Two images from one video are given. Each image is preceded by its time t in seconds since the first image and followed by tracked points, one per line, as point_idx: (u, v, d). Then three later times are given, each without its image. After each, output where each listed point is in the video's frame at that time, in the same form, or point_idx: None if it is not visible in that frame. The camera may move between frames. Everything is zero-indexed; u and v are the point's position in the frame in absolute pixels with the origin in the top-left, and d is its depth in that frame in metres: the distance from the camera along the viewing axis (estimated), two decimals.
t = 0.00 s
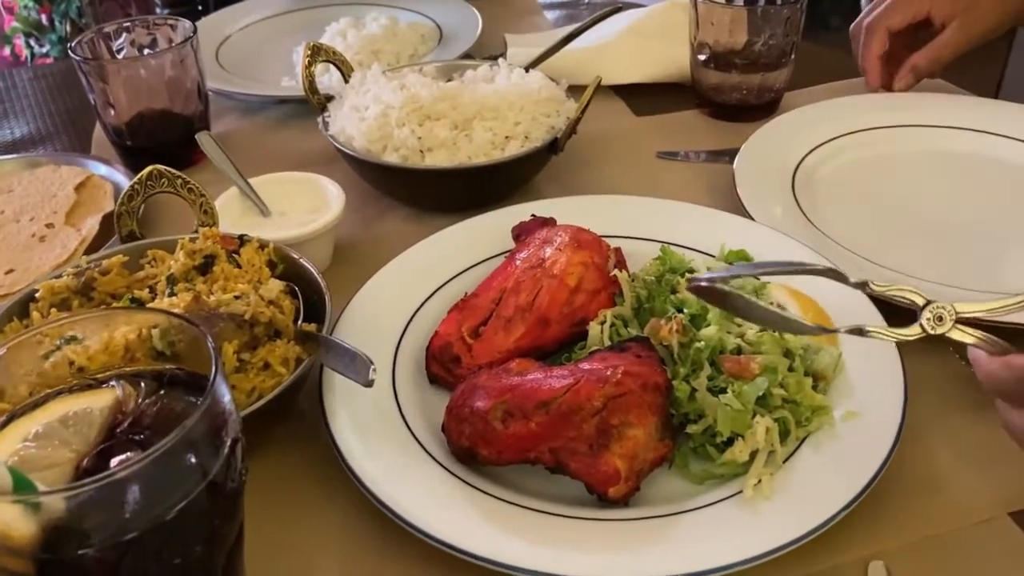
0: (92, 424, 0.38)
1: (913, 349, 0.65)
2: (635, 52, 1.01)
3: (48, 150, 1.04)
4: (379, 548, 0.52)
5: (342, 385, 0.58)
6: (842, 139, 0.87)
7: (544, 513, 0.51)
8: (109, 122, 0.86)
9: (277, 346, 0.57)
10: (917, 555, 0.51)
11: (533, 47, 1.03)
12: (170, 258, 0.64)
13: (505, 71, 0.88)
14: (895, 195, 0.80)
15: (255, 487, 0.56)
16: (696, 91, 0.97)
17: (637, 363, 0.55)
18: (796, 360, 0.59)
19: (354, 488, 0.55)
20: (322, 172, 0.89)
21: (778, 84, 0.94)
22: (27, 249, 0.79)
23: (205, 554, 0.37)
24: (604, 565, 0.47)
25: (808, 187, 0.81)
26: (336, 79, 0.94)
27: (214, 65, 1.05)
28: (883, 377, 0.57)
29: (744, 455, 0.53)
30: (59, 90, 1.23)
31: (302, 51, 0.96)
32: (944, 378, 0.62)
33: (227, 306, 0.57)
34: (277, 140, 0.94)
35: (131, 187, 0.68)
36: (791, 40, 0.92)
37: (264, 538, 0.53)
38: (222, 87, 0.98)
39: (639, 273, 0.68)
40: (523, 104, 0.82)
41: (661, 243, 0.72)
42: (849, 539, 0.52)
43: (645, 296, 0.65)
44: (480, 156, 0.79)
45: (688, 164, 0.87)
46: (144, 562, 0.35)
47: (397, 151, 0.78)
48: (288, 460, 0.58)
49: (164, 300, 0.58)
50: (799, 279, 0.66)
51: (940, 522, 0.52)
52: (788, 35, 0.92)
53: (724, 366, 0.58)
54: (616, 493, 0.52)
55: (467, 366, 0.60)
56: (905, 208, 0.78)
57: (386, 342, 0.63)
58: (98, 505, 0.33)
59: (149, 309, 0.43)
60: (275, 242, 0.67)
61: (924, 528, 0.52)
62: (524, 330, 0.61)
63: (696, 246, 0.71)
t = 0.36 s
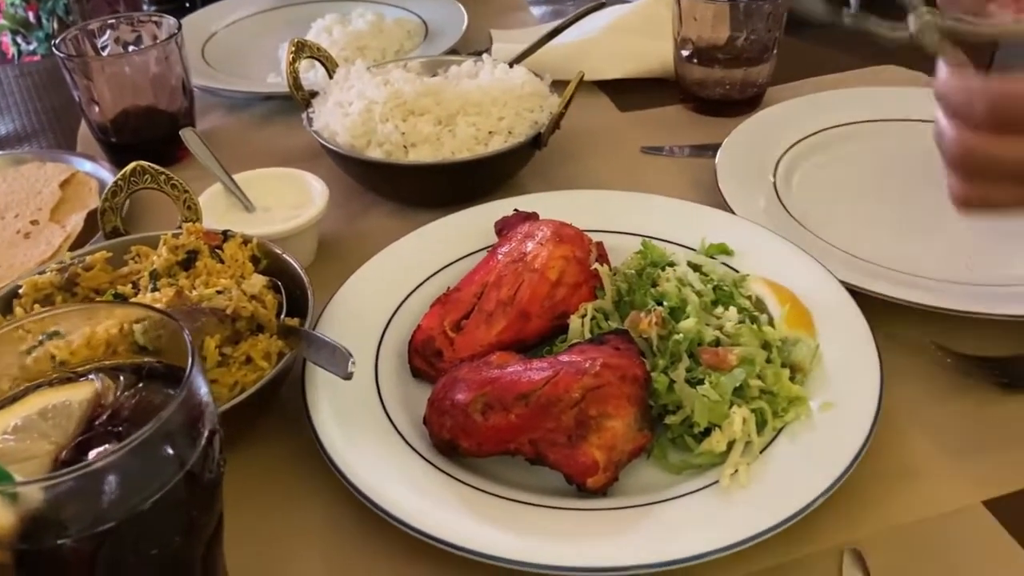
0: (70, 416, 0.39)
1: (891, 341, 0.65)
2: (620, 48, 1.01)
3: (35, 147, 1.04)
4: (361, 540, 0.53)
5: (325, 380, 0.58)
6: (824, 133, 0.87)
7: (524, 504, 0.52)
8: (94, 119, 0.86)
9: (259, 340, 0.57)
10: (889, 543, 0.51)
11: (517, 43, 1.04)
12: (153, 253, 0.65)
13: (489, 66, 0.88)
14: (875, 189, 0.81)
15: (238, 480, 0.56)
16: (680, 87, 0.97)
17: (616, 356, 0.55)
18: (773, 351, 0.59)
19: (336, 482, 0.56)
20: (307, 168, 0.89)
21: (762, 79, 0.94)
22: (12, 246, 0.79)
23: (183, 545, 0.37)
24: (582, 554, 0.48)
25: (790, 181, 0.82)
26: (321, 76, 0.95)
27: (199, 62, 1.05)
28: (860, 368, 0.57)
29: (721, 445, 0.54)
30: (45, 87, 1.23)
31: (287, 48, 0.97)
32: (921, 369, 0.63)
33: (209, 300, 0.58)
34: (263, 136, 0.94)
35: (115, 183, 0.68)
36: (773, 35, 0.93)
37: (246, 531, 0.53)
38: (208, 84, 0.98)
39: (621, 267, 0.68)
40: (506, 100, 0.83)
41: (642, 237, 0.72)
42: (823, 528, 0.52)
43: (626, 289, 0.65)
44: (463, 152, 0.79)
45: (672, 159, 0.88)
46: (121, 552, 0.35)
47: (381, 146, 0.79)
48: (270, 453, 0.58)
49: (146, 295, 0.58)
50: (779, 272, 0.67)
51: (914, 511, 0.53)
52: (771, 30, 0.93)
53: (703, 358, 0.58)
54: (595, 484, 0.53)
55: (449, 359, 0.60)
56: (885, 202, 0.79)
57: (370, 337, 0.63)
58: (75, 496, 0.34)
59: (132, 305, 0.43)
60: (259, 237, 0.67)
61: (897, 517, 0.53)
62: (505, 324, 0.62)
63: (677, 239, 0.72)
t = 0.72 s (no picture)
0: (43, 417, 0.39)
1: (874, 340, 0.65)
2: (605, 48, 1.01)
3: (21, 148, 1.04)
4: (341, 541, 0.52)
5: (305, 380, 0.58)
6: (809, 132, 0.88)
7: (504, 503, 0.52)
8: (78, 119, 0.86)
9: (239, 340, 0.57)
10: (867, 541, 0.51)
11: (503, 43, 1.04)
12: (135, 254, 0.65)
13: (474, 66, 0.88)
14: (859, 187, 0.81)
15: (219, 481, 0.56)
16: (666, 86, 0.97)
17: (597, 355, 0.55)
18: (754, 350, 0.59)
19: (317, 482, 0.56)
20: (292, 169, 0.89)
21: (748, 79, 0.94)
22: None
23: (155, 545, 0.37)
24: (561, 552, 0.48)
25: (774, 180, 0.82)
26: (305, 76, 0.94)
27: (185, 63, 1.04)
28: (841, 365, 0.57)
29: (702, 444, 0.54)
30: (31, 88, 1.22)
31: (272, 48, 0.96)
32: (902, 368, 0.63)
33: (189, 301, 0.57)
34: (248, 137, 0.94)
35: (96, 184, 0.68)
36: (759, 35, 0.94)
37: (226, 531, 0.53)
38: (194, 85, 0.98)
39: (604, 266, 0.68)
40: (491, 99, 0.83)
41: (626, 236, 0.72)
42: (801, 527, 0.52)
43: (609, 288, 0.65)
44: (447, 151, 0.79)
45: (658, 159, 0.88)
46: (92, 553, 0.35)
47: (365, 146, 0.79)
48: (251, 454, 0.58)
49: (126, 296, 0.58)
50: (761, 271, 0.67)
51: (895, 508, 0.53)
52: (756, 29, 0.93)
53: (683, 357, 0.58)
54: (575, 483, 0.53)
55: (431, 359, 0.60)
56: (869, 200, 0.79)
57: (352, 336, 0.63)
58: (45, 496, 0.34)
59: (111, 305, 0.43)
60: (241, 237, 0.67)
61: (874, 515, 0.53)
62: (488, 323, 0.61)
63: (661, 239, 0.72)
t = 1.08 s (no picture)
0: (30, 424, 0.38)
1: (869, 347, 0.65)
2: (601, 55, 1.01)
3: (15, 154, 1.03)
4: (332, 550, 0.52)
5: (298, 387, 0.58)
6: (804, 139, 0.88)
7: (497, 511, 0.51)
8: (72, 127, 0.86)
9: (231, 347, 0.57)
10: (862, 549, 0.51)
11: (499, 49, 1.04)
12: (128, 261, 0.64)
13: (470, 72, 0.88)
14: (855, 194, 0.81)
15: (210, 490, 0.56)
16: (661, 93, 0.97)
17: (591, 361, 0.55)
18: (749, 356, 0.59)
19: (308, 491, 0.55)
20: (287, 175, 0.89)
21: (743, 86, 0.95)
22: None
23: (142, 554, 0.37)
24: (555, 561, 0.47)
25: (770, 186, 0.81)
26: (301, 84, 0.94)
27: (181, 69, 1.04)
28: (836, 372, 0.57)
29: (696, 451, 0.54)
30: (27, 95, 1.22)
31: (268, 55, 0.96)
32: (898, 375, 0.62)
33: (181, 307, 0.57)
34: (243, 143, 0.94)
35: (89, 190, 0.67)
36: (754, 42, 0.94)
37: (216, 540, 0.52)
38: (189, 92, 0.98)
39: (599, 273, 0.68)
40: (486, 105, 0.83)
41: (621, 243, 0.72)
42: (796, 536, 0.52)
43: (603, 295, 0.65)
44: (442, 158, 0.79)
45: (654, 165, 0.88)
46: (77, 562, 0.35)
47: (359, 152, 0.79)
48: (243, 462, 0.57)
49: (118, 303, 0.58)
50: (756, 277, 0.67)
51: (891, 516, 0.53)
52: (752, 36, 0.93)
53: (678, 363, 0.58)
54: (569, 491, 0.52)
55: (424, 366, 0.60)
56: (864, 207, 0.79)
57: (345, 344, 0.63)
58: (31, 506, 0.33)
59: (103, 312, 0.43)
60: (234, 244, 0.66)
61: (869, 523, 0.52)
62: (482, 330, 0.61)
63: (656, 245, 0.71)
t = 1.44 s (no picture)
0: (23, 432, 0.38)
1: (865, 353, 0.65)
2: (597, 62, 1.01)
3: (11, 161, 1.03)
4: (327, 558, 0.52)
5: (293, 395, 0.57)
6: (799, 146, 0.88)
7: (493, 518, 0.51)
8: (67, 133, 0.86)
9: (226, 354, 0.56)
10: (858, 555, 0.51)
11: (495, 56, 1.04)
12: (122, 267, 0.64)
13: (465, 79, 0.88)
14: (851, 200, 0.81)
15: (205, 497, 0.56)
16: (657, 100, 0.98)
17: (587, 368, 0.55)
18: (745, 363, 0.59)
19: (304, 498, 0.55)
20: (282, 182, 0.88)
21: (739, 92, 0.95)
22: None
23: (136, 562, 0.37)
24: (551, 568, 0.47)
25: (766, 193, 0.82)
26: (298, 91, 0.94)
27: (177, 76, 1.04)
28: (833, 378, 0.57)
29: (693, 458, 0.54)
30: (24, 103, 1.22)
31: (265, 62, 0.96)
32: (894, 381, 0.62)
33: (175, 314, 0.57)
34: (240, 150, 0.94)
35: (84, 197, 0.67)
36: (749, 48, 0.94)
37: (211, 547, 0.52)
38: (185, 98, 0.98)
39: (594, 279, 0.68)
40: (481, 112, 0.83)
41: (617, 249, 0.72)
42: (792, 543, 0.52)
43: (600, 301, 0.65)
44: (438, 164, 0.79)
45: (650, 171, 0.88)
46: (70, 571, 0.34)
47: (355, 159, 0.78)
48: (238, 470, 0.57)
49: (112, 310, 0.57)
50: (751, 284, 0.67)
51: (887, 522, 0.53)
52: (747, 42, 0.94)
53: (674, 370, 0.58)
54: (564, 498, 0.52)
55: (420, 373, 0.60)
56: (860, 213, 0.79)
57: (340, 350, 0.63)
58: (23, 513, 0.33)
59: (98, 319, 0.42)
60: (229, 251, 0.66)
61: (865, 530, 0.52)
62: (477, 336, 0.61)
63: (652, 252, 0.71)
